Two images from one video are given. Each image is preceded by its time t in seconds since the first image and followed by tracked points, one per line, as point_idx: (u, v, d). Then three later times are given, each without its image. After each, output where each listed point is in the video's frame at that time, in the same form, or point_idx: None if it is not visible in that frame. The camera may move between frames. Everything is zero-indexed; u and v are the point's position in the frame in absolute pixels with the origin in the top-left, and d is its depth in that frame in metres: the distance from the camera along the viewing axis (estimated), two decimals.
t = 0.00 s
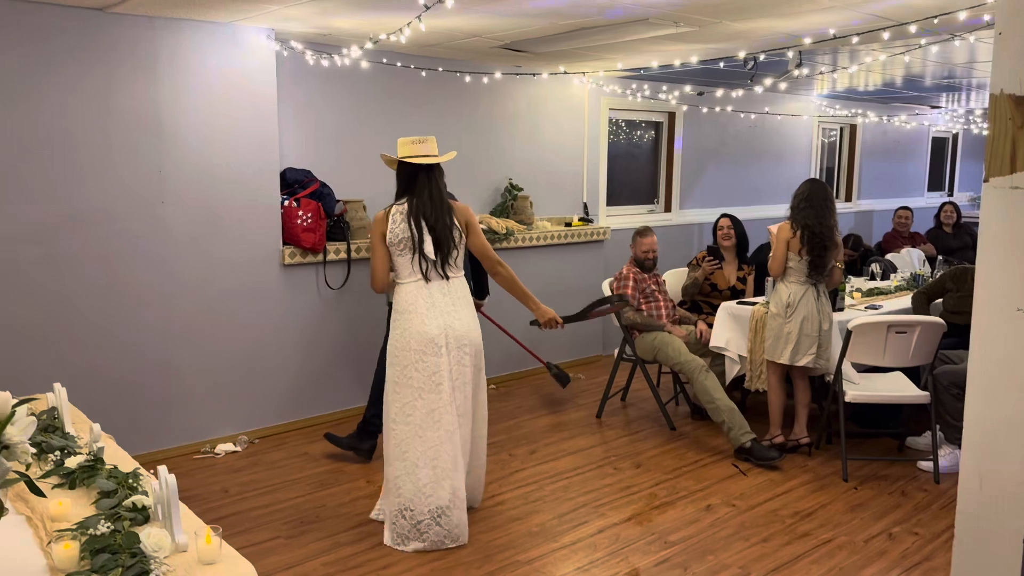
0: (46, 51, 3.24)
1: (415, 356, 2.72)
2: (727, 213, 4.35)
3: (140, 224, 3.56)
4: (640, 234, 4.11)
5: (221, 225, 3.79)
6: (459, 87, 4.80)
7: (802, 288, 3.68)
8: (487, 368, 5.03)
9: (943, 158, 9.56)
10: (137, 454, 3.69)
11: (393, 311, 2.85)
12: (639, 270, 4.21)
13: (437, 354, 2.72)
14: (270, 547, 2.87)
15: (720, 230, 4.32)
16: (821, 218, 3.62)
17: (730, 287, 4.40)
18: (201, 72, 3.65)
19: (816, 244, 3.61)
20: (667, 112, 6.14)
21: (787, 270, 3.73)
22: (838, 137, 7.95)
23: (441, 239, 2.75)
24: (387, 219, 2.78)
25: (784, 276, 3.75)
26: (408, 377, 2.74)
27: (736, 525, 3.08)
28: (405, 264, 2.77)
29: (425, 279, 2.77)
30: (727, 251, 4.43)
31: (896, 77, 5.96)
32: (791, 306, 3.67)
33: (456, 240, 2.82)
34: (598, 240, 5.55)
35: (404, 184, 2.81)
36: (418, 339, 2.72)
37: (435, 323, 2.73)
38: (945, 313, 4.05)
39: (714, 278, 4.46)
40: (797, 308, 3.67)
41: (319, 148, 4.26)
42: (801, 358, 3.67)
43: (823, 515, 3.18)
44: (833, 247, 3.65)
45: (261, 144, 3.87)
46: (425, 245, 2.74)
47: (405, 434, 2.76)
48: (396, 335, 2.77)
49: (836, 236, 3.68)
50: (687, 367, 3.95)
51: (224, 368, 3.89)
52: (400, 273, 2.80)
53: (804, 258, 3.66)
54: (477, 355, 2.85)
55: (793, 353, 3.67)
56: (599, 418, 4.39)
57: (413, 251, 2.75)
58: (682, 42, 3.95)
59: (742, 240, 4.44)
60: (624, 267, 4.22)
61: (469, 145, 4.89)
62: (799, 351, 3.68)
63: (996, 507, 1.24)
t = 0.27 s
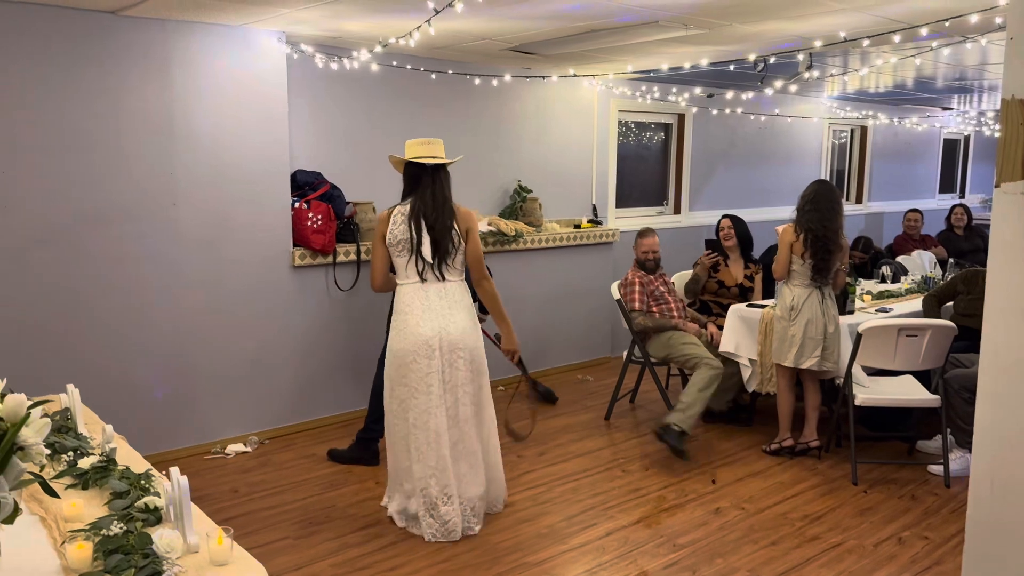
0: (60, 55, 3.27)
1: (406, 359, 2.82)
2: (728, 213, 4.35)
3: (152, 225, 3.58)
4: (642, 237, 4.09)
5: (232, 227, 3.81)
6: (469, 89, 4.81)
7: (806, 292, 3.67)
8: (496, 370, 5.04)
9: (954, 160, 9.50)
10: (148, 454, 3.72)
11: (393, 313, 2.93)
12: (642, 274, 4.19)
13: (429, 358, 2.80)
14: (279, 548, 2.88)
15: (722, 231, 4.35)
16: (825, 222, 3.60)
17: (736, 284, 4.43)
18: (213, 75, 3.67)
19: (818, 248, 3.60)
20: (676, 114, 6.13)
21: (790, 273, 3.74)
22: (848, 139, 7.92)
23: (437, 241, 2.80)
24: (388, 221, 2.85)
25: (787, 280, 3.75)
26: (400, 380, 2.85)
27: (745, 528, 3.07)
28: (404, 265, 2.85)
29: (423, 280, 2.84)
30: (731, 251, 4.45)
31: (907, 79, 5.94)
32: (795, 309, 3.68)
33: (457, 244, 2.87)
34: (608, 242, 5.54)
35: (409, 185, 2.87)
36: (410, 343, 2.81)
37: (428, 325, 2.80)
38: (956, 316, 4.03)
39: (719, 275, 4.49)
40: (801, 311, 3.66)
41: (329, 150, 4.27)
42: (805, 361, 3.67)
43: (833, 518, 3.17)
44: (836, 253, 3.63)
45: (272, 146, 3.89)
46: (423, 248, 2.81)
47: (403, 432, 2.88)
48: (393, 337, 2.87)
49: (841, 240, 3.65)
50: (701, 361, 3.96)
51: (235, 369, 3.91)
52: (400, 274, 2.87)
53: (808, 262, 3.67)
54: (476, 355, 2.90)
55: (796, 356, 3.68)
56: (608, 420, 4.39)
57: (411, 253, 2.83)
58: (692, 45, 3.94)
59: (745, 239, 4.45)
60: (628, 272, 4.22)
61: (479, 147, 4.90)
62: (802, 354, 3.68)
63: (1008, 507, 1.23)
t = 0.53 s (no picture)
0: (71, 52, 3.29)
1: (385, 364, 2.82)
2: (734, 213, 4.33)
3: (160, 222, 3.60)
4: (651, 235, 4.11)
5: (240, 224, 3.82)
6: (477, 87, 4.81)
7: (808, 291, 3.67)
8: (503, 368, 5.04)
9: (964, 160, 9.45)
10: (157, 450, 3.74)
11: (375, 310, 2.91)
12: (650, 272, 4.18)
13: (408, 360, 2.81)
14: (287, 544, 2.89)
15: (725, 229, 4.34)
16: (825, 221, 3.59)
17: (743, 280, 4.40)
18: (221, 73, 3.68)
19: (818, 248, 3.59)
20: (684, 113, 6.11)
21: (794, 272, 3.73)
22: (857, 138, 7.89)
23: (420, 237, 2.78)
24: (372, 215, 2.83)
25: (790, 279, 3.75)
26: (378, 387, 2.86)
27: (753, 527, 3.07)
28: (387, 260, 2.83)
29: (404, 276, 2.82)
30: (736, 248, 4.43)
31: (916, 78, 5.91)
32: (797, 308, 3.67)
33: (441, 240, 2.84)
34: (615, 241, 5.53)
35: (397, 179, 2.85)
36: (387, 342, 2.81)
37: (407, 320, 2.80)
38: (966, 316, 4.01)
39: (724, 272, 4.47)
40: (804, 309, 3.65)
41: (337, 148, 4.28)
42: (807, 360, 3.66)
43: (841, 517, 3.16)
44: (837, 253, 3.62)
45: (280, 144, 3.90)
46: (406, 243, 2.79)
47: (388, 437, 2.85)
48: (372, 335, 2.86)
49: (842, 239, 3.63)
50: (698, 359, 3.98)
51: (243, 365, 3.92)
52: (383, 268, 2.86)
53: (808, 261, 3.66)
54: (461, 350, 2.89)
55: (798, 356, 3.67)
56: (615, 418, 4.38)
57: (394, 248, 2.81)
58: (700, 42, 3.93)
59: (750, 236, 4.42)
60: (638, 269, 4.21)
61: (486, 145, 4.90)
62: (804, 353, 3.67)
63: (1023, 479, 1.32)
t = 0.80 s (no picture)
0: (81, 50, 3.31)
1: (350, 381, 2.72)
2: (736, 213, 4.33)
3: (168, 220, 3.61)
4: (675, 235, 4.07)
5: (247, 222, 3.83)
6: (484, 85, 4.81)
7: (809, 291, 3.66)
8: (509, 366, 5.04)
9: (972, 160, 9.41)
10: (165, 446, 3.75)
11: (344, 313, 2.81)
12: (669, 270, 4.17)
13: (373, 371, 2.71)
14: (293, 541, 2.90)
15: (730, 229, 4.34)
16: (825, 224, 3.56)
17: (748, 280, 4.42)
18: (229, 71, 3.69)
19: (816, 249, 3.58)
20: (691, 111, 6.10)
21: (794, 273, 3.72)
22: (865, 137, 7.86)
23: (396, 245, 2.68)
24: (351, 216, 2.73)
25: (792, 279, 3.74)
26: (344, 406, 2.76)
27: (759, 527, 3.06)
28: (359, 265, 2.73)
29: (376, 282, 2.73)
30: (740, 246, 4.43)
31: (925, 77, 5.88)
32: (797, 308, 3.66)
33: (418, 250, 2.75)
34: (622, 239, 5.53)
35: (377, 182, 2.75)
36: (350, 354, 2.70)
37: (376, 331, 2.70)
38: (974, 316, 4.00)
39: (729, 271, 4.46)
40: (804, 309, 3.65)
41: (344, 145, 4.29)
42: (806, 360, 3.66)
43: (847, 518, 3.15)
44: (837, 253, 3.60)
45: (287, 142, 3.91)
46: (380, 250, 2.69)
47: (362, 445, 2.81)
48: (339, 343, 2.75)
49: (842, 239, 3.62)
50: (717, 350, 4.02)
51: (249, 363, 3.93)
52: (355, 272, 2.76)
53: (807, 262, 3.64)
54: (433, 359, 2.80)
55: (799, 356, 3.67)
56: (621, 417, 4.38)
57: (367, 254, 2.71)
58: (708, 41, 3.93)
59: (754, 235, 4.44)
60: (657, 265, 4.20)
61: (493, 143, 4.90)
62: (804, 353, 3.67)
63: None
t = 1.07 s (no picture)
0: (92, 44, 3.31)
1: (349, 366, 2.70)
2: (744, 208, 4.31)
3: (177, 214, 3.61)
4: (702, 232, 4.05)
5: (256, 216, 3.84)
6: (493, 80, 4.81)
7: (813, 287, 3.65)
8: (516, 362, 5.04)
9: (981, 158, 9.37)
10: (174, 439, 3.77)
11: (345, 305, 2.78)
12: (696, 267, 4.14)
13: (377, 359, 2.68)
14: (301, 534, 2.91)
15: (737, 225, 4.33)
16: (828, 220, 3.56)
17: (754, 276, 4.39)
18: (239, 65, 3.69)
19: (820, 246, 3.57)
20: (700, 108, 6.09)
21: (798, 270, 3.71)
22: (874, 135, 7.83)
23: (395, 229, 2.66)
24: (346, 205, 2.70)
25: (796, 278, 3.73)
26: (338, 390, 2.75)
27: (767, 524, 3.06)
28: (359, 254, 2.71)
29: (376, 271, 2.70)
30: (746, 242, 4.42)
31: (935, 73, 5.85)
32: (803, 304, 3.65)
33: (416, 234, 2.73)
34: (629, 236, 5.52)
35: (370, 169, 2.73)
36: (355, 341, 2.68)
37: (380, 320, 2.67)
38: (983, 314, 3.98)
39: (736, 268, 4.44)
40: (809, 306, 3.63)
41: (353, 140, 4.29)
42: (811, 358, 3.64)
43: (855, 515, 3.14)
44: (841, 250, 3.59)
45: (296, 136, 3.91)
46: (379, 236, 2.67)
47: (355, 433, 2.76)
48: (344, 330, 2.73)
49: (846, 236, 3.61)
50: (738, 348, 4.00)
51: (258, 356, 3.94)
52: (354, 262, 2.73)
53: (811, 260, 3.63)
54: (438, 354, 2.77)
55: (804, 353, 3.64)
56: (628, 414, 4.38)
57: (367, 241, 2.68)
58: (718, 36, 3.92)
59: (761, 232, 4.42)
60: (682, 261, 4.15)
61: (502, 139, 4.90)
62: (809, 350, 3.64)
63: None
